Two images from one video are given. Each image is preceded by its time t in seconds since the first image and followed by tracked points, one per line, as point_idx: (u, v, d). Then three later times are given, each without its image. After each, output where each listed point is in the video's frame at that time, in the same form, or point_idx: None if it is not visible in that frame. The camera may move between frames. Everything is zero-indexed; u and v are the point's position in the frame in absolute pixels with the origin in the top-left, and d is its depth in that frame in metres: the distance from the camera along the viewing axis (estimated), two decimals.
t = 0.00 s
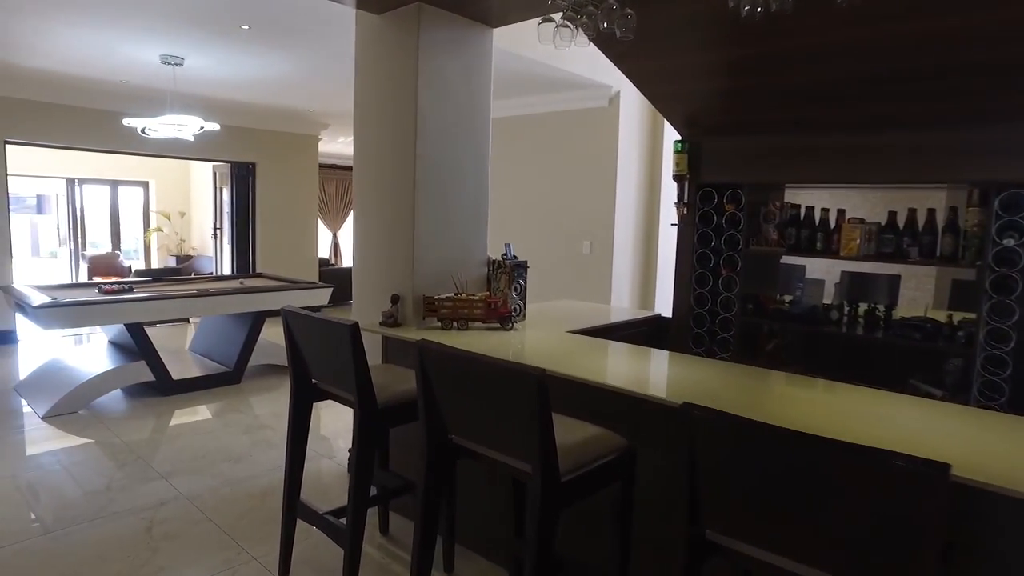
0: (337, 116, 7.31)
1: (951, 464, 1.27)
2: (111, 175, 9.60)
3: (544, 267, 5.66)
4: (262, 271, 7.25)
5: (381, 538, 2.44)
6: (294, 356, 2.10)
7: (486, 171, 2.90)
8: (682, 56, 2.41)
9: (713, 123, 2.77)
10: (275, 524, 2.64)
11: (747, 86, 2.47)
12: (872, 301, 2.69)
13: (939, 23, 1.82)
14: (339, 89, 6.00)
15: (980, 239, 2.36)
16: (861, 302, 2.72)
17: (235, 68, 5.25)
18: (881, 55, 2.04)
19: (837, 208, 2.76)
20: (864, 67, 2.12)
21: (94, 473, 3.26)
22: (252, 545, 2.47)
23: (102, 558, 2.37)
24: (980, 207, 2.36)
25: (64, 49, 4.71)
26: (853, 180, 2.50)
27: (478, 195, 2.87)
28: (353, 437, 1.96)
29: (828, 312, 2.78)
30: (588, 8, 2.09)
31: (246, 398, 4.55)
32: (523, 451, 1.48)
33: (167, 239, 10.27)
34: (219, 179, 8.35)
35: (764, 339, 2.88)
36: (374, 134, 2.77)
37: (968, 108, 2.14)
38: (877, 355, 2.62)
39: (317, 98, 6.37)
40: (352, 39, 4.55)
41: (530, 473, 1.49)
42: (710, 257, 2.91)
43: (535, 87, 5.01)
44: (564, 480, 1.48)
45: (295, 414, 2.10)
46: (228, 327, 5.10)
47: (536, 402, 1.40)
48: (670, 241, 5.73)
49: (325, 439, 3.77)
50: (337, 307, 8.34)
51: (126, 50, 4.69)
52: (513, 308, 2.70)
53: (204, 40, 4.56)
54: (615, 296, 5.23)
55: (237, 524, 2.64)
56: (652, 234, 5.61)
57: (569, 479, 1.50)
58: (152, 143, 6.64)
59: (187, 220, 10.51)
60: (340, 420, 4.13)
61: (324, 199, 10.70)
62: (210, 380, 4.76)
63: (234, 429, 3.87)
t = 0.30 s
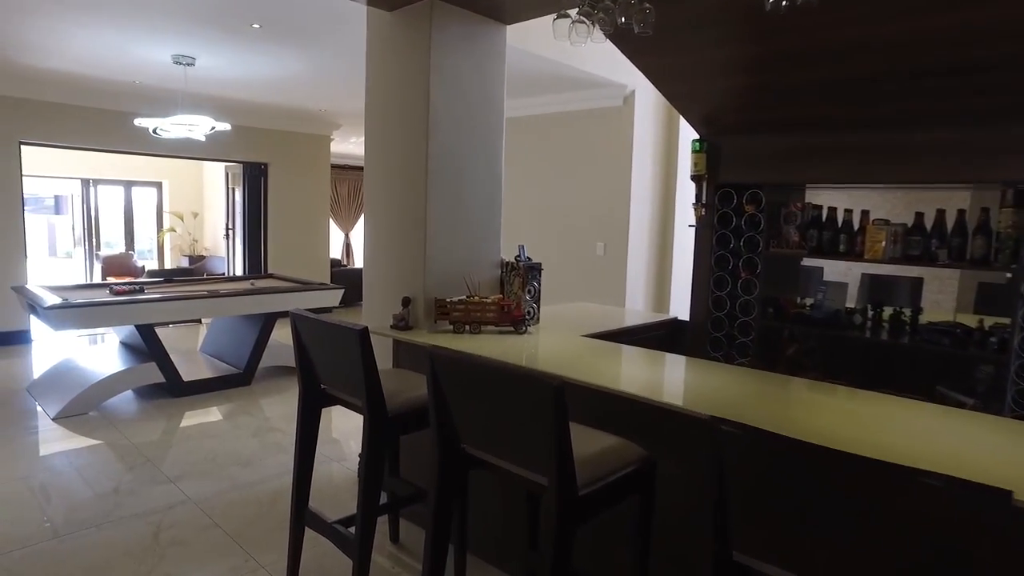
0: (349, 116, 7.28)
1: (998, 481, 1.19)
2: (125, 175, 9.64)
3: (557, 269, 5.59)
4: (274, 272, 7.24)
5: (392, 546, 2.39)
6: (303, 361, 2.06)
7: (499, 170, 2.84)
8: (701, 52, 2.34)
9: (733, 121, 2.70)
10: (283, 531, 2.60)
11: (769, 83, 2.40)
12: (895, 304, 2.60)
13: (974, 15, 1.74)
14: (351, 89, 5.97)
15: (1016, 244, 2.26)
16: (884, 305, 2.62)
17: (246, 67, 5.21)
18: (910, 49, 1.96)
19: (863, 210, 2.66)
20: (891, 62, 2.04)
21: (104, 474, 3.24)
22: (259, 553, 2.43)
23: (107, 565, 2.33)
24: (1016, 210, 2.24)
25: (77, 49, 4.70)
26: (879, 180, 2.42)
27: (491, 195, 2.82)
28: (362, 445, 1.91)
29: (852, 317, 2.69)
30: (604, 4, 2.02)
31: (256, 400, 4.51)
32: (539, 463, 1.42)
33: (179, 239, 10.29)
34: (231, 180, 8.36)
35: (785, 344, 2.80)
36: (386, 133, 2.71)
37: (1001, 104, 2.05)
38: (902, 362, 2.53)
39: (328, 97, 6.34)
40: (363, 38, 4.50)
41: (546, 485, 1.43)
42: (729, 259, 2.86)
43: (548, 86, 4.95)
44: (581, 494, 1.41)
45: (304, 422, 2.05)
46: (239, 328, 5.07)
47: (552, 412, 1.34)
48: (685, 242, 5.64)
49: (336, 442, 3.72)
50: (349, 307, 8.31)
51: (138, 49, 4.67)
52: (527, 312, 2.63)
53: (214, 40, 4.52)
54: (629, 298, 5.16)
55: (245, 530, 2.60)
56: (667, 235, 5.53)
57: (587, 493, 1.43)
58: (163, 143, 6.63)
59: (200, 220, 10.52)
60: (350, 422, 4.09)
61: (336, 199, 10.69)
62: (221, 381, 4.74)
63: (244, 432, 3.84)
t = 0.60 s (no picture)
0: (360, 116, 7.25)
1: None
2: (138, 176, 9.67)
3: (570, 271, 5.53)
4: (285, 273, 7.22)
5: (403, 555, 2.34)
6: (313, 366, 2.01)
7: (514, 170, 2.79)
8: (722, 48, 2.28)
9: (754, 119, 2.62)
10: (293, 538, 2.55)
11: (793, 79, 2.34)
12: (923, 309, 2.52)
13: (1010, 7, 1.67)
14: (364, 89, 5.93)
15: None
16: (911, 310, 2.55)
17: (258, 67, 5.19)
18: (941, 43, 1.88)
19: (889, 211, 2.58)
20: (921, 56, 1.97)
21: (114, 477, 3.21)
22: (268, 560, 2.38)
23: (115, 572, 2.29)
24: None
25: (89, 49, 4.69)
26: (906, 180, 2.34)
27: (506, 195, 2.76)
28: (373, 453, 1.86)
29: (877, 321, 2.61)
30: None
31: (267, 402, 4.48)
32: (559, 475, 1.36)
33: (192, 240, 10.30)
34: (243, 180, 8.35)
35: (807, 349, 2.71)
36: (399, 133, 2.66)
37: None
38: (929, 368, 2.44)
39: (340, 97, 6.31)
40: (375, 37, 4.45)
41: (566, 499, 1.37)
42: (750, 261, 2.80)
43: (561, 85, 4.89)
44: (602, 509, 1.35)
45: (314, 431, 2.00)
46: (250, 330, 5.04)
47: (573, 424, 1.28)
48: (701, 244, 5.56)
49: (347, 445, 3.68)
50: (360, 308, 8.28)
51: (149, 49, 4.65)
52: (542, 315, 2.57)
53: (226, 39, 4.49)
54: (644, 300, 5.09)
55: (254, 537, 2.56)
56: (683, 237, 5.45)
57: (608, 507, 1.37)
58: (175, 144, 6.63)
59: (212, 220, 10.53)
60: (361, 425, 4.04)
61: (348, 200, 10.67)
62: (232, 384, 4.70)
63: (254, 435, 3.81)
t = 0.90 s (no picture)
0: (371, 116, 7.22)
1: None
2: (150, 176, 9.69)
3: (583, 272, 5.47)
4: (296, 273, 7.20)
5: (414, 562, 2.29)
6: (324, 369, 1.97)
7: (529, 169, 2.73)
8: (742, 43, 2.22)
9: (773, 116, 2.56)
10: (301, 544, 2.51)
11: (815, 75, 2.28)
12: (951, 312, 2.43)
13: None
14: (375, 89, 5.90)
15: None
16: (937, 314, 2.46)
17: (269, 67, 5.16)
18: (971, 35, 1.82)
19: (915, 211, 2.47)
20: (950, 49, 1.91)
21: (123, 478, 3.19)
22: (276, 566, 2.34)
23: None
24: None
25: (101, 48, 4.68)
26: (933, 179, 2.27)
27: (521, 195, 2.70)
28: (385, 459, 1.81)
29: (901, 324, 2.53)
30: None
31: (277, 404, 4.45)
32: (579, 486, 1.30)
33: (203, 240, 10.29)
34: (254, 181, 8.35)
35: (828, 354, 2.63)
36: (412, 131, 2.61)
37: None
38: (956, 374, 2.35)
39: (350, 97, 6.28)
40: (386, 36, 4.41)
41: (586, 512, 1.31)
42: (770, 262, 2.73)
43: (574, 84, 4.84)
44: (624, 522, 1.29)
45: (324, 435, 1.96)
46: (260, 330, 5.01)
47: (594, 432, 1.23)
48: (716, 246, 5.48)
49: (357, 449, 3.63)
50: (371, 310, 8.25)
51: (160, 48, 4.63)
52: (556, 317, 2.51)
53: (237, 38, 4.46)
54: (657, 302, 5.02)
55: (262, 542, 2.52)
56: (697, 239, 5.37)
57: (630, 520, 1.31)
58: (186, 144, 6.63)
59: (223, 221, 10.50)
60: (370, 427, 3.99)
61: (358, 200, 10.65)
62: (242, 385, 4.67)
63: (264, 437, 3.77)
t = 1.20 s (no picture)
0: (380, 116, 7.18)
1: None
2: (160, 177, 9.71)
3: (593, 273, 5.41)
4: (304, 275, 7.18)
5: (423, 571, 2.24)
6: (330, 373, 1.92)
7: (540, 169, 2.68)
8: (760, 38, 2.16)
9: (792, 113, 2.49)
10: (307, 551, 2.47)
11: (836, 71, 2.21)
12: (977, 316, 2.34)
13: None
14: (384, 89, 5.87)
15: None
16: (963, 318, 2.38)
17: (278, 66, 5.13)
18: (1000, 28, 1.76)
19: (939, 211, 2.39)
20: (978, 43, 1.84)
21: (128, 481, 3.15)
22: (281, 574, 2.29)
23: None
24: None
25: (109, 48, 4.67)
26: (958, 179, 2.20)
27: (532, 196, 2.65)
28: (392, 466, 1.76)
29: (924, 328, 2.44)
30: None
31: (285, 406, 4.41)
32: (594, 498, 1.25)
33: (213, 241, 10.28)
34: (264, 181, 8.35)
35: (847, 358, 2.55)
36: (421, 130, 2.56)
37: None
38: (982, 381, 2.26)
39: (359, 97, 6.24)
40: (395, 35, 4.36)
41: (602, 526, 1.26)
42: (787, 264, 2.65)
43: (586, 83, 4.78)
44: (642, 538, 1.24)
45: (330, 440, 1.92)
46: (268, 332, 4.98)
47: (613, 443, 1.18)
48: (729, 247, 5.41)
49: (365, 452, 3.59)
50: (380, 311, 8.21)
51: (169, 48, 4.60)
52: (568, 321, 2.46)
53: (246, 38, 4.42)
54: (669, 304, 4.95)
55: (267, 549, 2.47)
56: (710, 240, 5.29)
57: (648, 535, 1.26)
58: (195, 144, 6.62)
59: (233, 221, 10.50)
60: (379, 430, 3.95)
61: (368, 201, 10.63)
62: (250, 387, 4.64)
63: (271, 439, 3.74)
